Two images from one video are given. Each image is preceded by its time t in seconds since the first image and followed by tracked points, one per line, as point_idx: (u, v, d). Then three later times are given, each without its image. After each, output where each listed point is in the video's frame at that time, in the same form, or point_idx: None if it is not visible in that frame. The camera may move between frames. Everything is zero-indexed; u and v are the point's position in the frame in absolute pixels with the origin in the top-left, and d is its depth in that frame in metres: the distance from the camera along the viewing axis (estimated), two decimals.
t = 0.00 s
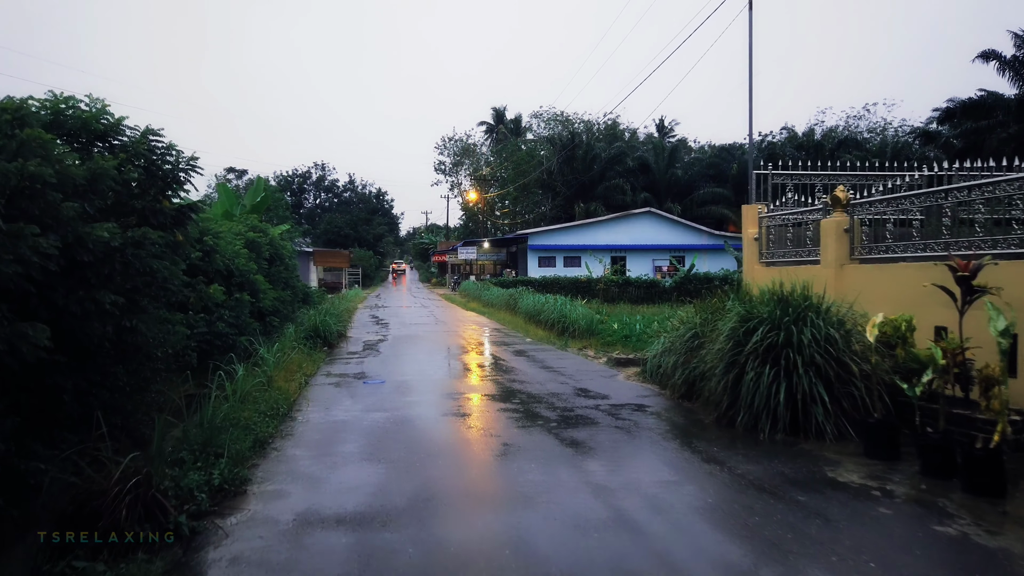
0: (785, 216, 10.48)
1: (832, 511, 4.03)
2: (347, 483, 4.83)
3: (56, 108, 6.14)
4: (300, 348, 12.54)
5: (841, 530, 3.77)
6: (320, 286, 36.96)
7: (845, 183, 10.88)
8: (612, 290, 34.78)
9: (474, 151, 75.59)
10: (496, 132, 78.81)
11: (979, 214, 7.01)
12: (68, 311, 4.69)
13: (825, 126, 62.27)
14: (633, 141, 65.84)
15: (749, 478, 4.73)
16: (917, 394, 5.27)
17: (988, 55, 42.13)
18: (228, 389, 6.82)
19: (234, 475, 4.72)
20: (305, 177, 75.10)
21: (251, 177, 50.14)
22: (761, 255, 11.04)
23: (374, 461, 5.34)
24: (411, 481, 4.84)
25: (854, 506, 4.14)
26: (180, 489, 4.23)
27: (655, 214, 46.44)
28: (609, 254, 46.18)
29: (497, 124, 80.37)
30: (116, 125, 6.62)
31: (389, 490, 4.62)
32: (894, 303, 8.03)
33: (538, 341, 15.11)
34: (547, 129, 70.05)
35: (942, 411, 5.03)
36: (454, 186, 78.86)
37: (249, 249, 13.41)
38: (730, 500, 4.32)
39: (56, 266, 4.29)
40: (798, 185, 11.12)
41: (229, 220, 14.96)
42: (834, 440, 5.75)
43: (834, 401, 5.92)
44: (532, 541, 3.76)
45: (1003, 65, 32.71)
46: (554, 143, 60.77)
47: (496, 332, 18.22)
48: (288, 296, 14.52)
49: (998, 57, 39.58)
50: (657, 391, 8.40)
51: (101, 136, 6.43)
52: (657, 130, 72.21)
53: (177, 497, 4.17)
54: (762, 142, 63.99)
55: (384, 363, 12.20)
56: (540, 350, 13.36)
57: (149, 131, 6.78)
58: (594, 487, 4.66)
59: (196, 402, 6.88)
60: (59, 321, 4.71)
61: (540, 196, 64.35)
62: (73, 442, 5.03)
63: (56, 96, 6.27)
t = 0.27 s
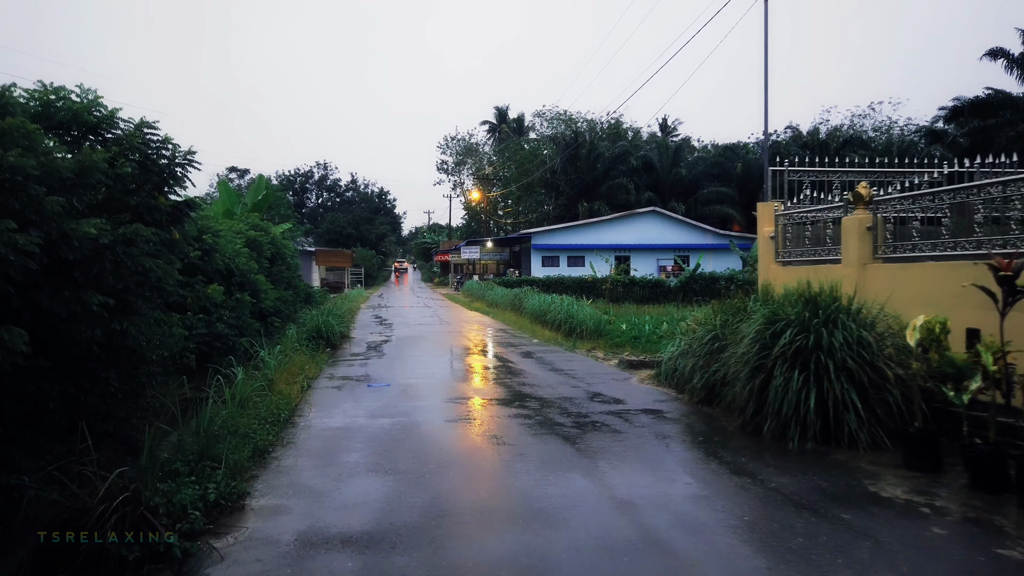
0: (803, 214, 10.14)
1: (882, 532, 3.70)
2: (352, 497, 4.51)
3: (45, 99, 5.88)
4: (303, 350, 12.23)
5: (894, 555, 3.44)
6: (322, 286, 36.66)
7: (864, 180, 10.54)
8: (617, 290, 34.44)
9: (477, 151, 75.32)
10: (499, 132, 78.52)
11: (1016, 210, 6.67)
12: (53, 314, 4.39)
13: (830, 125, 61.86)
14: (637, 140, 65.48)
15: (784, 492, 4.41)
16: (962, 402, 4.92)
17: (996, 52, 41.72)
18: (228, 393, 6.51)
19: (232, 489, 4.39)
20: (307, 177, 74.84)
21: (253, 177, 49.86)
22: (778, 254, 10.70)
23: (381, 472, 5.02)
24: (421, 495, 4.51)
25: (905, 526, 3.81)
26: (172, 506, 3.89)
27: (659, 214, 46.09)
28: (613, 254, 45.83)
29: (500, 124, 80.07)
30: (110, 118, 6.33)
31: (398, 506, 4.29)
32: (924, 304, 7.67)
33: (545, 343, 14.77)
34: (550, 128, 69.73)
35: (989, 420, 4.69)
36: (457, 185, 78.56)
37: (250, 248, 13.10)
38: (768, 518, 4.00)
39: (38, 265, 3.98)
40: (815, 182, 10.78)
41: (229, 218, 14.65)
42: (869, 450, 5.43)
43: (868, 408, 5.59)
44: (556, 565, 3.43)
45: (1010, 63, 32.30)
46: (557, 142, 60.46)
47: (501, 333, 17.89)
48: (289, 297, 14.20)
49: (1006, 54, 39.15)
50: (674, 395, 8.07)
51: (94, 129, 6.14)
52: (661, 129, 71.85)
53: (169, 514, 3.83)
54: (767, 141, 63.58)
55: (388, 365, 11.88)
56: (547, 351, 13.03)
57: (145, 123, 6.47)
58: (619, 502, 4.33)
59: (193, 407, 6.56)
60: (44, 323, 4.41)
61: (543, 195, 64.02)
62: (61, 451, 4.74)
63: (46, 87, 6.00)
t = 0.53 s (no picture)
0: (824, 211, 9.79)
1: (943, 558, 3.34)
2: (356, 514, 4.15)
3: (29, 86, 5.47)
4: (305, 351, 11.89)
5: None
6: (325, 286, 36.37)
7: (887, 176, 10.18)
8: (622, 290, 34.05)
9: (480, 150, 74.92)
10: (502, 131, 78.12)
11: None
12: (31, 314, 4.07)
13: (836, 124, 61.39)
14: (641, 139, 65.07)
15: (827, 509, 4.05)
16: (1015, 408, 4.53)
17: (1004, 50, 41.26)
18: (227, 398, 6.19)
19: (226, 506, 4.04)
20: (310, 177, 74.54)
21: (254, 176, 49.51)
22: (796, 253, 10.35)
23: (387, 485, 4.65)
24: (431, 512, 4.15)
25: (966, 551, 3.45)
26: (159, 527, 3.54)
27: (664, 213, 45.71)
28: (617, 253, 45.45)
29: (503, 123, 79.69)
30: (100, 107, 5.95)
31: (406, 524, 3.95)
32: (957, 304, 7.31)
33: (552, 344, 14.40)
34: (554, 127, 69.33)
35: None
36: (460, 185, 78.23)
37: (250, 246, 12.76)
38: (812, 540, 3.64)
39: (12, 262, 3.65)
40: (835, 178, 10.43)
41: (229, 216, 14.32)
42: (909, 461, 5.06)
43: (907, 416, 5.22)
44: None
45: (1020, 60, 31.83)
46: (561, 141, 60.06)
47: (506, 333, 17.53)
48: (291, 297, 13.86)
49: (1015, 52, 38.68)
50: (693, 400, 7.69)
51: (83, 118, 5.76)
52: (665, 128, 71.40)
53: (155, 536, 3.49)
54: (772, 140, 63.12)
55: (392, 367, 11.53)
56: (556, 352, 12.67)
57: (136, 113, 6.10)
58: (647, 521, 3.97)
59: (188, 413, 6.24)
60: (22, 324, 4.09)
61: (546, 195, 63.64)
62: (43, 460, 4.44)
63: (29, 74, 5.58)
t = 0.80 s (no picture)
0: (838, 209, 9.44)
1: None
2: (351, 535, 3.79)
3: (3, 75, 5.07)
4: (301, 354, 11.54)
5: None
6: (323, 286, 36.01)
7: (903, 173, 9.84)
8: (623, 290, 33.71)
9: (480, 150, 74.55)
10: (502, 130, 77.78)
11: None
12: None
13: (838, 123, 61.09)
14: (642, 139, 64.73)
15: (866, 530, 3.72)
16: None
17: (1007, 48, 40.96)
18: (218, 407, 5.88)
19: (209, 529, 3.70)
20: (309, 176, 74.18)
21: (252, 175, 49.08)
22: (809, 252, 10.01)
23: (385, 503, 4.29)
24: (434, 534, 3.79)
25: None
26: (132, 552, 3.25)
27: (665, 213, 45.35)
28: (618, 253, 45.10)
29: (503, 122, 79.33)
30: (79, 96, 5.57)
31: (408, 548, 3.60)
32: (985, 306, 6.95)
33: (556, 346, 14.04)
34: (554, 126, 68.99)
35: None
36: (460, 185, 77.89)
37: (245, 245, 12.39)
38: (855, 567, 3.29)
39: None
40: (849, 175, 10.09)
41: (224, 214, 13.96)
42: (946, 474, 4.71)
43: (942, 426, 4.87)
44: None
45: None
46: (562, 140, 59.69)
47: (508, 334, 17.19)
48: (288, 297, 13.50)
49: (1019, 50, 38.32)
50: (707, 406, 7.32)
51: (61, 108, 5.38)
52: (666, 128, 71.07)
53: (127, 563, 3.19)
54: (773, 139, 62.82)
55: (391, 370, 11.19)
56: (559, 355, 12.33)
57: (118, 102, 5.75)
58: (668, 543, 3.62)
59: (176, 421, 5.92)
60: None
61: (547, 194, 63.28)
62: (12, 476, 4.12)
63: (5, 61, 5.18)
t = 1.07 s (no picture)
0: (856, 204, 9.06)
1: None
2: (347, 560, 3.42)
3: None
4: (299, 355, 11.18)
5: None
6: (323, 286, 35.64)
7: (922, 167, 9.46)
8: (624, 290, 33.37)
9: (480, 149, 74.23)
10: (502, 130, 77.42)
11: None
12: None
13: (839, 122, 60.75)
14: (642, 138, 64.40)
15: (920, 554, 3.38)
16: None
17: (1011, 45, 40.64)
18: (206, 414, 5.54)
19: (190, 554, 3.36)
20: (309, 176, 73.84)
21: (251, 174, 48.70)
22: (824, 250, 9.63)
23: (385, 521, 3.93)
24: (439, 558, 3.43)
25: None
26: None
27: (667, 212, 45.00)
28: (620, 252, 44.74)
29: (503, 121, 78.98)
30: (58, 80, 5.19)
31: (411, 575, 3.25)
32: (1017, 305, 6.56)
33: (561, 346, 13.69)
34: (554, 125, 68.64)
35: None
36: (460, 184, 77.53)
37: (241, 243, 12.04)
38: None
39: None
40: (866, 169, 9.71)
41: (220, 212, 13.61)
42: (992, 488, 4.35)
43: (987, 435, 4.51)
44: None
45: None
46: (562, 139, 59.32)
47: (510, 334, 16.83)
48: (285, 296, 13.15)
49: None
50: (724, 411, 6.96)
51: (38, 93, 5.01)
52: (666, 127, 70.71)
53: None
54: (775, 138, 62.53)
55: (392, 372, 10.82)
56: (564, 355, 11.99)
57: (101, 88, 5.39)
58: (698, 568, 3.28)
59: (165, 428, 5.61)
60: None
61: (547, 193, 62.93)
62: None
63: None
